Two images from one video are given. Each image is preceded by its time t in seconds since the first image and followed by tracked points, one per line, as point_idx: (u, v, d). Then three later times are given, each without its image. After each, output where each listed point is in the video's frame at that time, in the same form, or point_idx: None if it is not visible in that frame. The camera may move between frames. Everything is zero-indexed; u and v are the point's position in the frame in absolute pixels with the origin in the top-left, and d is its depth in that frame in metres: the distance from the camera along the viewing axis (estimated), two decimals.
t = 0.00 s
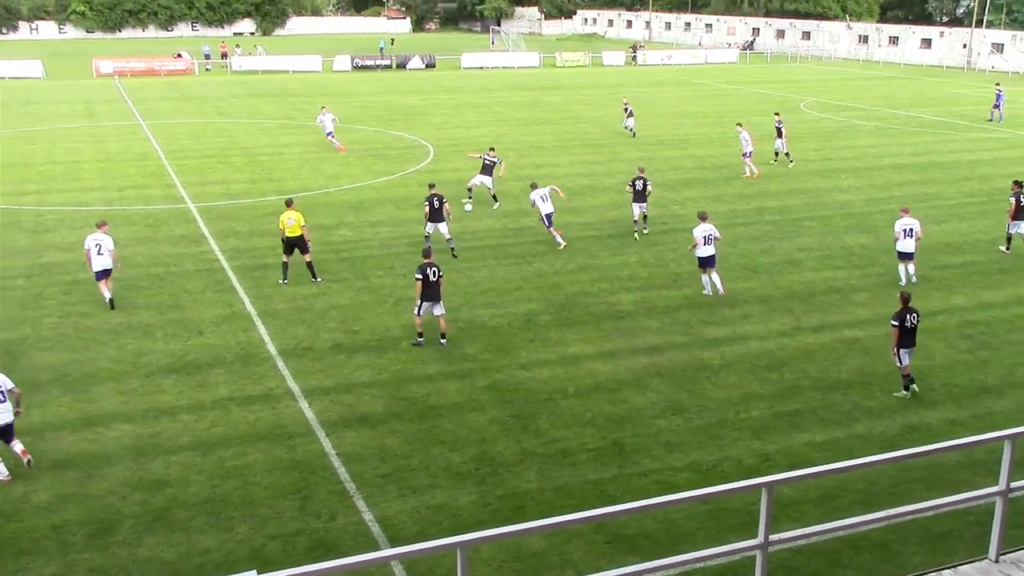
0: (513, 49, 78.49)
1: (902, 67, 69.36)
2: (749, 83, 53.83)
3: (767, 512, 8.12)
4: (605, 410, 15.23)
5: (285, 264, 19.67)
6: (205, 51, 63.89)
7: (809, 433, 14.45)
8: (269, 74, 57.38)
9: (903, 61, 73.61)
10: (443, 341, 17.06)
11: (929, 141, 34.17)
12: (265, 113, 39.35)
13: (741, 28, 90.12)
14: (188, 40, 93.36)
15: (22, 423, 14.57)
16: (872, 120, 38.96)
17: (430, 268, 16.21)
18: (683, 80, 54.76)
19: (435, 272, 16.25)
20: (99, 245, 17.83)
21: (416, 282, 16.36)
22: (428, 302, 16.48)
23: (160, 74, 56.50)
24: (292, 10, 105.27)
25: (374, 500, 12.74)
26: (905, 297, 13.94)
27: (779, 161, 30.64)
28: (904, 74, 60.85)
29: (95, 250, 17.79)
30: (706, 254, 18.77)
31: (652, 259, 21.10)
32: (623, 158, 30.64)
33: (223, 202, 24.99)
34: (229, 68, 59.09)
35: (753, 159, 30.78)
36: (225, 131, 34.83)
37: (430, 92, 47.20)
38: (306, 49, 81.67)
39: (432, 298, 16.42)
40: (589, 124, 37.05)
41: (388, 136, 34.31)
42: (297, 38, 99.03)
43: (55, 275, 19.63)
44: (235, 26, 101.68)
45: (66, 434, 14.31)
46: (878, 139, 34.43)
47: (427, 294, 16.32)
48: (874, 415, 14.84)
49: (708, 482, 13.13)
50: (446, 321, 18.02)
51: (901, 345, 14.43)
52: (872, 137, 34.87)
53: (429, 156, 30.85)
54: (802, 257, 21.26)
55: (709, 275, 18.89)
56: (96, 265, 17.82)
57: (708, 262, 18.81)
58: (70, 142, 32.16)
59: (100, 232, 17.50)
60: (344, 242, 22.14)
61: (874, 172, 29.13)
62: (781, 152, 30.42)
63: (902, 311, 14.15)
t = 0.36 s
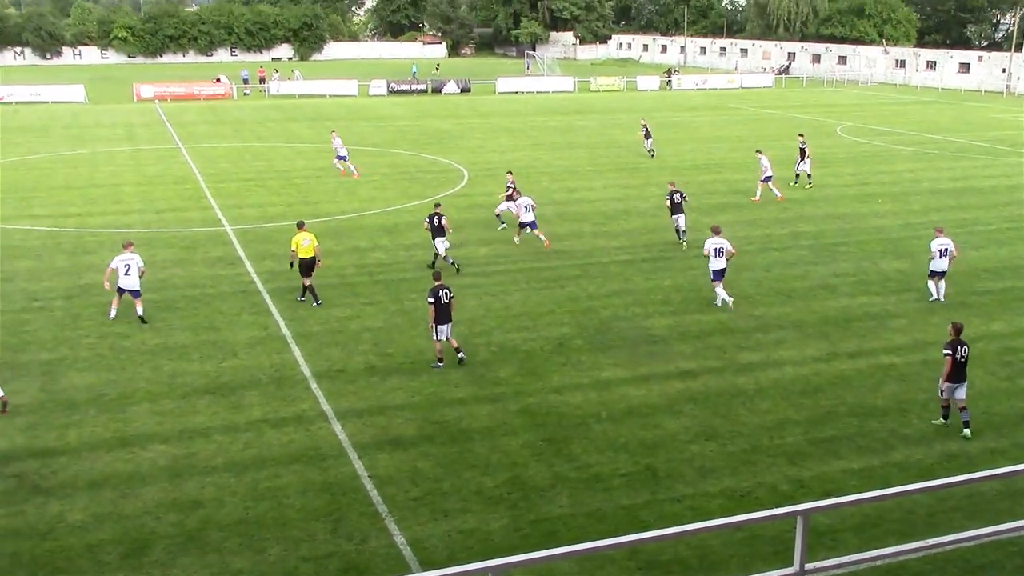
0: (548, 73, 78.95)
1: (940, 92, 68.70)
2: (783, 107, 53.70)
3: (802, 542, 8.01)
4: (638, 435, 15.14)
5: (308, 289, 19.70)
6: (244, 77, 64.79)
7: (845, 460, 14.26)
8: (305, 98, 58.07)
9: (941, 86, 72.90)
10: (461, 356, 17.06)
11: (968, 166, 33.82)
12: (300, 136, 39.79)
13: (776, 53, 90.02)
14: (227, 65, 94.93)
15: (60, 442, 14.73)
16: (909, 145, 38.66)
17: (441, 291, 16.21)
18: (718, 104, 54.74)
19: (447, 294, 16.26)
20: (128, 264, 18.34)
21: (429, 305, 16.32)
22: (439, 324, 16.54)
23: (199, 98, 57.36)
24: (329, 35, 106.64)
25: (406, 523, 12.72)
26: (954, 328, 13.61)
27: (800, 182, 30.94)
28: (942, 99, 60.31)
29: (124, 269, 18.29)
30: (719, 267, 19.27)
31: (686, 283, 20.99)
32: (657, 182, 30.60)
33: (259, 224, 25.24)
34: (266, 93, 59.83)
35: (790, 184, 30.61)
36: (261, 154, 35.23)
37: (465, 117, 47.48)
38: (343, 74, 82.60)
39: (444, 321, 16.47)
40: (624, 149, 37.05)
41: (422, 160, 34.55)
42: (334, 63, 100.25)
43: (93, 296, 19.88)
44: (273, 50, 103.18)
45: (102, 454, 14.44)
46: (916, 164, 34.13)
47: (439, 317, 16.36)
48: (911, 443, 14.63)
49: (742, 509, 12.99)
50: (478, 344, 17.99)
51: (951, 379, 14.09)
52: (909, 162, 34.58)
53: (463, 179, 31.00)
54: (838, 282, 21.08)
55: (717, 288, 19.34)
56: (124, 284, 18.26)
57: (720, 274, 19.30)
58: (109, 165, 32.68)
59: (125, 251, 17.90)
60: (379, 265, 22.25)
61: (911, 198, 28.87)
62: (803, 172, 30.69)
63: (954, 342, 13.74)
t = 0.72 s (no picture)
0: (583, 86, 78.98)
1: (983, 106, 67.57)
2: (822, 122, 53.24)
3: (843, 566, 7.74)
4: (673, 454, 14.87)
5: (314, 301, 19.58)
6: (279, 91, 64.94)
7: (886, 482, 13.91)
8: (338, 112, 58.40)
9: (984, 100, 71.60)
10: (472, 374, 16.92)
11: (1012, 181, 33.19)
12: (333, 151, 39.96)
13: (814, 67, 89.03)
14: (264, 79, 95.93)
15: (92, 456, 14.72)
16: (952, 160, 38.08)
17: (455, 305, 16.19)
18: (755, 119, 54.35)
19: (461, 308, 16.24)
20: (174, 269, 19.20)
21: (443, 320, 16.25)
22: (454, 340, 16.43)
23: (233, 112, 57.86)
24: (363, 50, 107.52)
25: (437, 541, 12.54)
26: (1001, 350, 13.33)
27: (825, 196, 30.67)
28: (986, 113, 59.35)
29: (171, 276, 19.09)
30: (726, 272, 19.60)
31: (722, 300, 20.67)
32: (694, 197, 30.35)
33: (291, 238, 25.24)
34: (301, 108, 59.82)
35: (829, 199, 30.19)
36: (294, 168, 35.32)
37: (498, 131, 47.38)
38: (376, 88, 83.02)
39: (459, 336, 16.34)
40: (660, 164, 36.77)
41: (455, 174, 34.53)
42: (368, 77, 100.79)
43: (127, 309, 19.91)
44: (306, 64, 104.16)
45: (134, 469, 14.39)
46: (959, 180, 33.57)
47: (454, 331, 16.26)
48: (955, 465, 14.24)
49: (780, 531, 12.68)
50: (511, 360, 17.79)
51: (998, 405, 13.68)
52: (951, 177, 34.04)
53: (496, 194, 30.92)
54: (878, 300, 20.70)
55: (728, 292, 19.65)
56: (167, 286, 18.99)
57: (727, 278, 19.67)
58: (143, 179, 32.96)
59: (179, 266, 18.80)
60: (411, 279, 22.12)
61: (954, 214, 28.36)
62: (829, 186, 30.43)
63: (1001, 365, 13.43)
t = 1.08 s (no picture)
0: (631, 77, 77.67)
1: None
2: (882, 115, 51.46)
3: None
4: (723, 467, 13.95)
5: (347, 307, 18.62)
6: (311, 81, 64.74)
7: (954, 500, 12.90)
8: (373, 105, 57.75)
9: None
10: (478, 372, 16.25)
11: None
12: (367, 145, 39.29)
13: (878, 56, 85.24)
14: (294, 70, 95.56)
15: (113, 460, 14.11)
16: None
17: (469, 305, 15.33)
18: (812, 112, 52.76)
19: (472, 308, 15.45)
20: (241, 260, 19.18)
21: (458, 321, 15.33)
22: (467, 339, 15.61)
23: (262, 104, 57.57)
24: (398, 38, 106.93)
25: (472, 556, 11.76)
26: None
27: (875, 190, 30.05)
28: None
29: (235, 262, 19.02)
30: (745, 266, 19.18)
31: (775, 304, 19.64)
32: (746, 195, 29.26)
33: (322, 236, 24.55)
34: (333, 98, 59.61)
35: (890, 198, 28.91)
36: (326, 163, 34.68)
37: (538, 125, 46.32)
38: (413, 79, 82.09)
39: (473, 335, 15.52)
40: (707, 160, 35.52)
41: (493, 170, 33.69)
42: (405, 67, 99.72)
43: (151, 309, 19.31)
44: (339, 55, 103.83)
45: (157, 475, 13.75)
46: None
47: (468, 331, 15.43)
48: None
49: (840, 551, 11.75)
50: (551, 365, 16.91)
51: None
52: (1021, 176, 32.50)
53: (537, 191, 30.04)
54: (944, 305, 19.57)
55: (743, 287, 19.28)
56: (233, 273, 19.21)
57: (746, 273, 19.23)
58: (172, 173, 32.51)
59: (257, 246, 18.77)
60: (446, 279, 21.29)
61: None
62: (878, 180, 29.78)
63: None
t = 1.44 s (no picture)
0: (677, 67, 76.30)
1: None
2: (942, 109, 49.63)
3: None
4: (771, 480, 13.11)
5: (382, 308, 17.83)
6: (341, 71, 64.07)
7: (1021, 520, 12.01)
8: (404, 96, 56.99)
9: None
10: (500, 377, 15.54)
11: None
12: (399, 138, 38.59)
13: (939, 46, 80.58)
14: (322, 59, 94.80)
15: (130, 464, 13.51)
16: None
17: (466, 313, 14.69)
18: (868, 104, 51.18)
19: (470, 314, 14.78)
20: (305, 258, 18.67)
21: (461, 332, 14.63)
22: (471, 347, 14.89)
23: (288, 94, 57.16)
24: (430, 25, 105.87)
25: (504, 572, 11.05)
26: None
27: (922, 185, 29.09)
28: None
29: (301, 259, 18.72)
30: (757, 259, 18.58)
31: (825, 308, 18.67)
32: (797, 192, 28.25)
33: (350, 234, 23.84)
34: (363, 89, 58.95)
35: (949, 197, 27.74)
36: (355, 157, 34.01)
37: (577, 118, 45.23)
38: (447, 69, 80.90)
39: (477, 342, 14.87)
40: (753, 156, 34.33)
41: (531, 164, 32.88)
42: (438, 56, 98.32)
43: (172, 308, 18.68)
44: (369, 43, 103.25)
45: (176, 480, 13.14)
46: None
47: (469, 340, 14.70)
48: None
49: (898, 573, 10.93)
50: (588, 371, 16.08)
51: None
52: None
53: (576, 187, 29.19)
54: (1009, 311, 18.53)
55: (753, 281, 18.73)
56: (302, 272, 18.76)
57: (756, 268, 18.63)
58: (196, 167, 31.99)
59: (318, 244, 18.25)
60: (480, 278, 20.47)
61: None
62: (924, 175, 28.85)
63: None
